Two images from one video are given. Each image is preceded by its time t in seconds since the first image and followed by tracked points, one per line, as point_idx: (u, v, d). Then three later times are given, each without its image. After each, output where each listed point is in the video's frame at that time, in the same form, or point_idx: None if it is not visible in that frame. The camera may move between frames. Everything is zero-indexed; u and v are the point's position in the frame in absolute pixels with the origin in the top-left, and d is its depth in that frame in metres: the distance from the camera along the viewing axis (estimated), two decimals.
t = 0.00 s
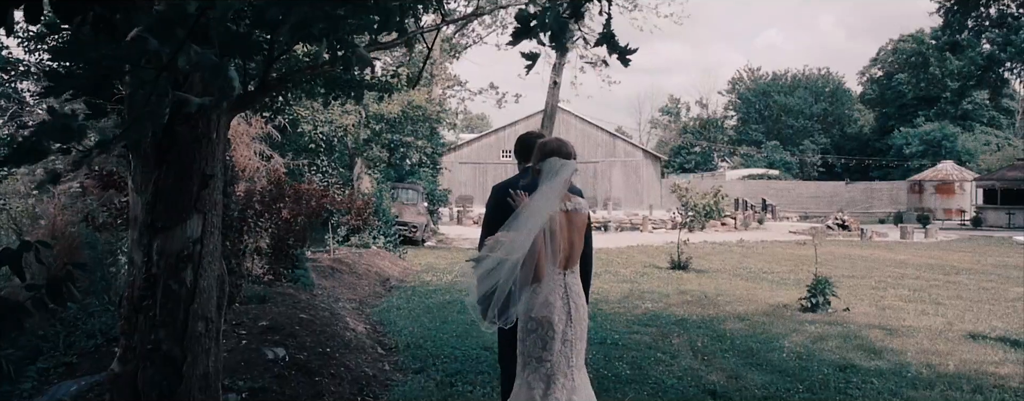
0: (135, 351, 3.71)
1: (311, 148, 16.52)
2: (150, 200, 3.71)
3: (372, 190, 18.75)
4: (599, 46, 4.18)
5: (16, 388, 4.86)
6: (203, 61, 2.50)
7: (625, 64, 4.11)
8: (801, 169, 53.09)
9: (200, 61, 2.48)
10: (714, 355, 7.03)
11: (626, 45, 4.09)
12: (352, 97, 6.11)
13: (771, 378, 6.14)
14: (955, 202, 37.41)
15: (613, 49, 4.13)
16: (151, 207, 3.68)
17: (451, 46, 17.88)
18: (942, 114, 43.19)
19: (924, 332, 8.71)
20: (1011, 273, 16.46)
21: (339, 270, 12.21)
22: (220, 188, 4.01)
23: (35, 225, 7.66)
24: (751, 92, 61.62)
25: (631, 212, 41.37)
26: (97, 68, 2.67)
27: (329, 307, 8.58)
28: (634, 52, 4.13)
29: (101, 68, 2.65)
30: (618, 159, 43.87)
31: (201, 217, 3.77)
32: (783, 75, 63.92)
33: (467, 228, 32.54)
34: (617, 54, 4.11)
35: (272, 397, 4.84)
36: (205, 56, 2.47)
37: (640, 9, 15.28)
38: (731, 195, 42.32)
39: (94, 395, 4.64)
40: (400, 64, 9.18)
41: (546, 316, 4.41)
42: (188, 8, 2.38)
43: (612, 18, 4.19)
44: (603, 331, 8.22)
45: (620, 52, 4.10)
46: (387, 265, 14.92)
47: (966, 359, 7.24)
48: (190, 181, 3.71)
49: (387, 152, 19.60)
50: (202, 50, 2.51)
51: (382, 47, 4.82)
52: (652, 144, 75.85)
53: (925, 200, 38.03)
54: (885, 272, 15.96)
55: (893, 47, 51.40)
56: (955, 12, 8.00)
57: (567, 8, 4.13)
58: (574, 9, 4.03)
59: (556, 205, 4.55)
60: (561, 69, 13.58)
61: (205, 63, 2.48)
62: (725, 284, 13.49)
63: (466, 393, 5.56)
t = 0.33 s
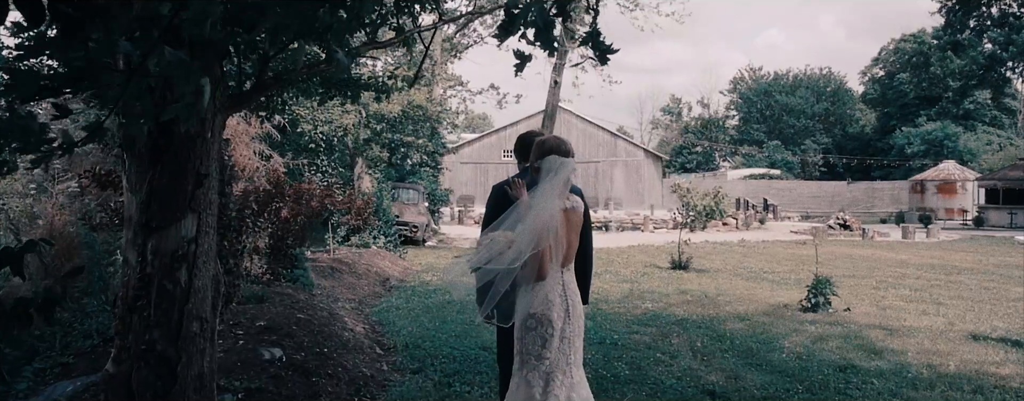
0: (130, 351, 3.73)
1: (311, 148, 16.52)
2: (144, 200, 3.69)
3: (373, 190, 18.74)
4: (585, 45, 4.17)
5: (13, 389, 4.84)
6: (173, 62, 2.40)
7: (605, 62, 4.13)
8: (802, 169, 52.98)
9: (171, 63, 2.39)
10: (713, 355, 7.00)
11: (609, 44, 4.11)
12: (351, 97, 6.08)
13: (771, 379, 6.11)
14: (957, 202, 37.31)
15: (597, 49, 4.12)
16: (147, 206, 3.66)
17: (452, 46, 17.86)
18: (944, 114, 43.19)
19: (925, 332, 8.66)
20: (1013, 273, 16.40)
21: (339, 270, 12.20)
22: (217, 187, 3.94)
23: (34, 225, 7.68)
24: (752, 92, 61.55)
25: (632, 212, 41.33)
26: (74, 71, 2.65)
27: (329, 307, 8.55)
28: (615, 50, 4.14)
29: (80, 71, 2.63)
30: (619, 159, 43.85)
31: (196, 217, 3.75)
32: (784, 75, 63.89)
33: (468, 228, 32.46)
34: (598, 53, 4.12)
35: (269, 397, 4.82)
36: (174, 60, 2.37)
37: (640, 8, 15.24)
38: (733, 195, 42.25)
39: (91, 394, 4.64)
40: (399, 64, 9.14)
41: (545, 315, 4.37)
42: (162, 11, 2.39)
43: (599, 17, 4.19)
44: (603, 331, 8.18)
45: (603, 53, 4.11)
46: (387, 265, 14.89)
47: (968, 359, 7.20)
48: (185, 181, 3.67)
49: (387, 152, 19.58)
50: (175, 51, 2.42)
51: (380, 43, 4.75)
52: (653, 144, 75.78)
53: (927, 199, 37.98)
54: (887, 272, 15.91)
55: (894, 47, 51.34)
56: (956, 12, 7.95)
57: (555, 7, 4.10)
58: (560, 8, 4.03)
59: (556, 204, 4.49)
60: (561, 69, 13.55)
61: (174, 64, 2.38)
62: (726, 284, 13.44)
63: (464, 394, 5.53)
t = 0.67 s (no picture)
0: (123, 351, 3.71)
1: (310, 148, 16.54)
2: (137, 199, 3.66)
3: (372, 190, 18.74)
4: (579, 45, 4.15)
5: (6, 389, 4.84)
6: (145, 56, 2.42)
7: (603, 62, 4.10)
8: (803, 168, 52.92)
9: (143, 58, 2.40)
10: (712, 355, 6.98)
11: (605, 44, 4.07)
12: (347, 96, 6.06)
13: (770, 379, 6.08)
14: (958, 201, 37.43)
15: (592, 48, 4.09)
16: (139, 206, 3.64)
17: (452, 45, 17.86)
18: (944, 113, 43.85)
19: (925, 332, 8.64)
20: (1014, 272, 16.39)
21: (338, 270, 12.18)
22: (210, 186, 3.92)
23: (31, 224, 7.70)
24: (753, 91, 61.53)
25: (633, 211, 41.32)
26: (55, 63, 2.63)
27: (327, 306, 8.48)
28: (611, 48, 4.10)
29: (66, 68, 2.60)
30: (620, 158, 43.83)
31: (189, 216, 3.72)
32: (785, 74, 63.89)
33: (468, 227, 32.44)
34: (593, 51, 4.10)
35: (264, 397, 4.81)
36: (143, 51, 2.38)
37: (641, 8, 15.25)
38: (733, 195, 42.21)
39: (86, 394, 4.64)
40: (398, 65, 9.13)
41: (540, 314, 4.34)
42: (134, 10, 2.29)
43: (592, 16, 4.16)
44: (602, 331, 8.16)
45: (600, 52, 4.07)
46: (387, 264, 14.87)
47: (967, 359, 7.18)
48: (178, 181, 3.65)
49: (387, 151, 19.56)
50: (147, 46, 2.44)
51: (375, 43, 4.73)
52: (654, 144, 75.73)
53: (927, 198, 38.14)
54: (887, 271, 15.89)
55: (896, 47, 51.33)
56: (956, 10, 7.90)
57: (547, 6, 4.08)
58: (551, 8, 4.00)
59: (552, 203, 4.47)
60: (561, 68, 13.52)
61: (144, 59, 2.39)
62: (726, 283, 13.41)
63: (461, 394, 5.51)
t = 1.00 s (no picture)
0: (116, 350, 3.70)
1: (308, 146, 16.57)
2: (130, 196, 3.62)
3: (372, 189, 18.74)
4: (578, 47, 4.12)
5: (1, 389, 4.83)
6: (123, 54, 2.46)
7: (608, 70, 4.07)
8: (804, 167, 52.88)
9: (121, 55, 2.44)
10: (711, 354, 6.96)
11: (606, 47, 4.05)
12: (343, 95, 6.03)
13: (768, 378, 6.07)
14: (958, 200, 37.14)
15: (591, 50, 4.06)
16: (133, 203, 3.60)
17: (452, 44, 17.86)
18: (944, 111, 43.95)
19: (924, 331, 8.62)
20: (1014, 271, 16.37)
21: (336, 268, 12.17)
22: (204, 184, 3.89)
23: (29, 222, 7.71)
24: (753, 90, 61.53)
25: (632, 210, 41.34)
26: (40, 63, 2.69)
27: (324, 304, 8.47)
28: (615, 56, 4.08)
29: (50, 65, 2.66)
30: (620, 157, 43.82)
31: (183, 214, 3.71)
32: (786, 73, 63.87)
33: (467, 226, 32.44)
34: (597, 58, 4.07)
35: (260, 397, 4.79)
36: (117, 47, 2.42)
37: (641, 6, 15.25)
38: (734, 193, 42.17)
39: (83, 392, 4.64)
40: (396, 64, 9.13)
41: (536, 313, 4.32)
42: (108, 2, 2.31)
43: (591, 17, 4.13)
44: (600, 329, 8.14)
45: (600, 55, 4.05)
46: (386, 263, 14.86)
47: (967, 358, 7.15)
48: (172, 179, 3.62)
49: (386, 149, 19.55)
50: (124, 43, 2.47)
51: (372, 41, 4.71)
52: (654, 142, 75.69)
53: (927, 197, 37.80)
54: (887, 270, 15.86)
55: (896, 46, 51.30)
56: (957, 9, 7.98)
57: (544, 6, 4.04)
58: (548, 8, 3.98)
59: (549, 201, 4.44)
60: (561, 67, 13.52)
61: (122, 56, 2.44)
62: (726, 282, 13.40)
63: (458, 392, 5.49)
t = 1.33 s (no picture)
0: (109, 350, 3.68)
1: (306, 146, 16.54)
2: (124, 195, 3.60)
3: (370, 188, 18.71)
4: (573, 45, 4.10)
5: None
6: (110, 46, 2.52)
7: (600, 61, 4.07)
8: (803, 166, 52.83)
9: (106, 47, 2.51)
10: (709, 354, 6.94)
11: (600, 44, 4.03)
12: (338, 93, 6.01)
13: (766, 378, 6.06)
14: (958, 199, 37.09)
15: (586, 46, 4.04)
16: (127, 202, 3.58)
17: (451, 43, 17.85)
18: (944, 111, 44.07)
19: (922, 330, 8.61)
20: (1012, 271, 16.39)
21: (333, 268, 12.15)
22: (199, 183, 3.86)
23: (24, 221, 7.69)
24: (752, 89, 61.52)
25: (632, 209, 41.31)
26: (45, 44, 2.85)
27: (321, 304, 8.46)
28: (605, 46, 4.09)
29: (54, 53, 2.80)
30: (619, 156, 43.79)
31: (177, 213, 3.69)
32: (785, 72, 63.87)
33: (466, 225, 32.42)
34: (589, 49, 4.06)
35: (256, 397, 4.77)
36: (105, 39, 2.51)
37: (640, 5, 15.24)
38: (733, 193, 42.15)
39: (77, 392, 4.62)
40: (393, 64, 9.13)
41: (529, 314, 4.30)
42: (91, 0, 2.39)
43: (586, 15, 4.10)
44: (597, 329, 8.13)
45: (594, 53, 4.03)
46: (384, 262, 14.83)
47: (966, 358, 7.14)
48: (166, 178, 3.60)
49: (385, 149, 19.53)
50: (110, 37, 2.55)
51: (368, 40, 4.69)
52: (653, 141, 75.65)
53: (926, 197, 37.81)
54: (886, 270, 15.85)
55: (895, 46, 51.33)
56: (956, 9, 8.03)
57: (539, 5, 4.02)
58: (544, 6, 3.96)
59: (544, 201, 4.42)
60: (560, 66, 13.52)
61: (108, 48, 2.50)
62: (724, 282, 13.38)
63: (455, 393, 5.47)
